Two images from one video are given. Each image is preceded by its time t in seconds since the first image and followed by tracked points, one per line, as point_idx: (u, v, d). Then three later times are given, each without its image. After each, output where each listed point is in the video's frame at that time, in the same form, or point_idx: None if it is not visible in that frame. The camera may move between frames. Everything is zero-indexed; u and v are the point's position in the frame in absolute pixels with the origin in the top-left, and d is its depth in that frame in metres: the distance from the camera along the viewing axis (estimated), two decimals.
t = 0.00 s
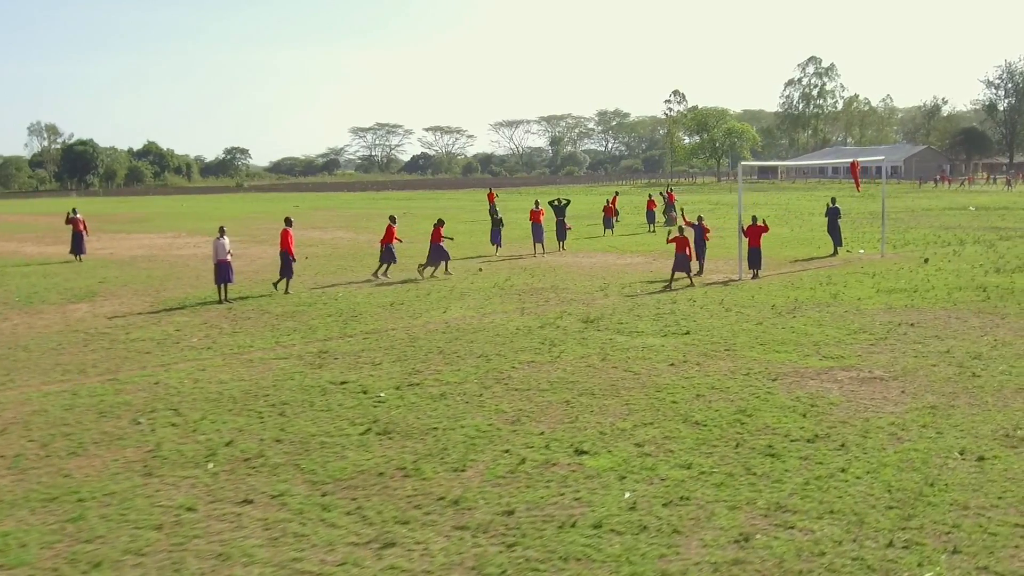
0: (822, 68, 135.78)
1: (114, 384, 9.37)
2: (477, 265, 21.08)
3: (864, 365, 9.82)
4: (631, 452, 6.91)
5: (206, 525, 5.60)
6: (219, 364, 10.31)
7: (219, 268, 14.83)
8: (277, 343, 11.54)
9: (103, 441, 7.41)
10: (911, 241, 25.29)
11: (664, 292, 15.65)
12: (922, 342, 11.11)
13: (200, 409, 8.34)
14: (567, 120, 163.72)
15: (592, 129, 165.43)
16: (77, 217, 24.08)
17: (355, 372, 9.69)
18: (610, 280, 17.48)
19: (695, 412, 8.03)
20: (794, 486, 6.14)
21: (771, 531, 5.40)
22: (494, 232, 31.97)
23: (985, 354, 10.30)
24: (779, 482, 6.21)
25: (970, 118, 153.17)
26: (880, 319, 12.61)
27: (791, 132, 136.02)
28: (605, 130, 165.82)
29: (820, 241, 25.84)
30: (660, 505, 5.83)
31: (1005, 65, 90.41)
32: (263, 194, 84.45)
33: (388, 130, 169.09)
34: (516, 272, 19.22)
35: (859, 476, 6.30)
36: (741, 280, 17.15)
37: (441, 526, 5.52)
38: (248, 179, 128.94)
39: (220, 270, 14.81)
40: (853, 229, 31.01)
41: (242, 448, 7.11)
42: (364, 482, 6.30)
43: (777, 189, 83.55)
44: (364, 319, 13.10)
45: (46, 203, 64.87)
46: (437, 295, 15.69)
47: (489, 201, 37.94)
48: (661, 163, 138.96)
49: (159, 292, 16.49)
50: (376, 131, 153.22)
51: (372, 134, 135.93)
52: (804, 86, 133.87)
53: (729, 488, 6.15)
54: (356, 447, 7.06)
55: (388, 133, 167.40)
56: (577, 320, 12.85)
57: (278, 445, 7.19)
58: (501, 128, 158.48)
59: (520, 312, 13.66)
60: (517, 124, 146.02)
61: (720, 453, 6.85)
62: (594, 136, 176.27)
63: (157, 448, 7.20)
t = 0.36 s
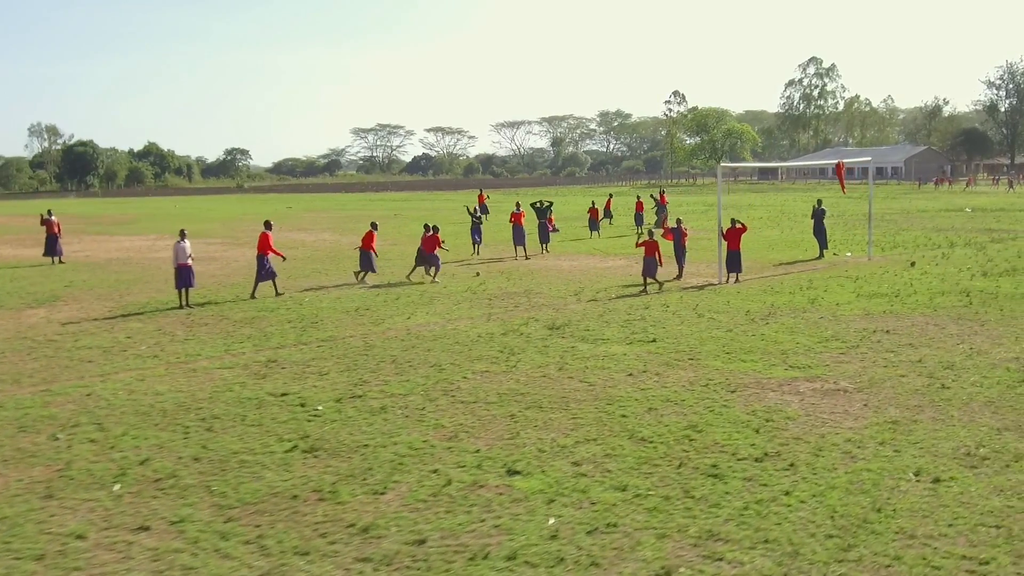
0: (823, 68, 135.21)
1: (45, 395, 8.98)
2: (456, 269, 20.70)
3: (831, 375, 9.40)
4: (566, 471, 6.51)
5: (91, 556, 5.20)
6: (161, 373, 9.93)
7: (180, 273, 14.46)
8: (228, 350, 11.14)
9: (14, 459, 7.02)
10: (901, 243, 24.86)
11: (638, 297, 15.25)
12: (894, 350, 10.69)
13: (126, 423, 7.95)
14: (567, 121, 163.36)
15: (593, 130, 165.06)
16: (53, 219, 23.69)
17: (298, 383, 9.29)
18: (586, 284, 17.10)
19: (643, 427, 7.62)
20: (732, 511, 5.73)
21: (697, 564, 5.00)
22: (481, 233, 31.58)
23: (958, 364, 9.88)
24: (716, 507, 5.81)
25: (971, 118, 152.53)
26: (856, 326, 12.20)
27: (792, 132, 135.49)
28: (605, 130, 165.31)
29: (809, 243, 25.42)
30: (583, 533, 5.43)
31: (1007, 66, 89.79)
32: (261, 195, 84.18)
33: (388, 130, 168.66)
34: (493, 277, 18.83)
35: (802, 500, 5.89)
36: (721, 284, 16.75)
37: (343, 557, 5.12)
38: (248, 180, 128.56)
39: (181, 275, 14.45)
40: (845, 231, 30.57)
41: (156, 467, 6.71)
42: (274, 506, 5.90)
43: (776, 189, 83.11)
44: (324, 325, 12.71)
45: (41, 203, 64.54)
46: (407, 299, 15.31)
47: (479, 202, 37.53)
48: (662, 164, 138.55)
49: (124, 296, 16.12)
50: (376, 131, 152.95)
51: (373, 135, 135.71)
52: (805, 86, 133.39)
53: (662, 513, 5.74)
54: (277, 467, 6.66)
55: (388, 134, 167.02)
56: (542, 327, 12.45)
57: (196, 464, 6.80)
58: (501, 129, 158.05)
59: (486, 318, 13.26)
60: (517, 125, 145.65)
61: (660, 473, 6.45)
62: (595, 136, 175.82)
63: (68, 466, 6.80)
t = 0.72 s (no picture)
0: (826, 68, 134.60)
1: None
2: (432, 273, 20.27)
3: (793, 386, 8.96)
4: (489, 496, 6.07)
5: None
6: (95, 383, 9.50)
7: (136, 277, 14.00)
8: (172, 358, 10.71)
9: None
10: (892, 245, 24.41)
11: (609, 301, 14.83)
12: (865, 359, 10.25)
13: (39, 440, 7.52)
14: (569, 121, 162.98)
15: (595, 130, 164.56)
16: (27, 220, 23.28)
17: (233, 395, 8.86)
18: (561, 288, 16.68)
19: (584, 444, 7.19)
20: (657, 542, 5.30)
21: None
22: (467, 234, 31.17)
23: (929, 375, 9.44)
24: (641, 538, 5.37)
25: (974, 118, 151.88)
26: (829, 332, 11.75)
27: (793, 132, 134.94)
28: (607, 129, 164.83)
29: (797, 245, 24.97)
30: (492, 568, 4.99)
31: (1009, 65, 89.13)
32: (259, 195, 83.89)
33: (389, 130, 168.27)
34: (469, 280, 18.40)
35: (736, 529, 5.45)
36: (699, 288, 16.34)
37: None
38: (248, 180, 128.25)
39: (138, 278, 13.99)
40: (836, 232, 30.10)
41: (54, 490, 6.28)
42: (166, 536, 5.47)
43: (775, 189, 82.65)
44: (279, 332, 12.28)
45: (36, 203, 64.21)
46: (373, 304, 14.88)
47: (468, 202, 37.09)
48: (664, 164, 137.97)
49: (85, 300, 15.70)
50: (378, 131, 152.60)
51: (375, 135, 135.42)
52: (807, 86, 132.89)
53: (583, 544, 5.31)
54: (183, 491, 6.23)
55: (389, 134, 166.64)
56: (504, 334, 12.02)
57: (99, 486, 6.37)
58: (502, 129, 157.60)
59: (448, 324, 12.82)
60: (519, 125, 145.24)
61: (589, 498, 6.01)
62: (597, 136, 175.31)
63: None
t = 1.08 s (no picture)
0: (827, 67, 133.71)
1: None
2: (407, 276, 19.82)
3: (750, 398, 8.52)
4: (399, 520, 5.63)
5: None
6: (22, 393, 9.08)
7: (90, 280, 13.60)
8: (111, 366, 10.29)
9: None
10: (880, 246, 23.93)
11: (579, 304, 14.40)
12: (831, 367, 9.80)
13: None
14: (570, 120, 162.43)
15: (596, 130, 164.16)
16: None
17: (160, 407, 8.43)
18: (533, 291, 16.24)
19: (516, 461, 6.75)
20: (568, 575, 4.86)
21: None
22: (453, 234, 30.72)
23: (895, 385, 8.99)
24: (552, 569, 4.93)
25: (976, 117, 151.10)
26: (799, 339, 11.29)
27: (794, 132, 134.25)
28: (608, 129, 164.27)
29: (784, 246, 24.49)
30: None
31: (1011, 64, 88.47)
32: (257, 195, 83.59)
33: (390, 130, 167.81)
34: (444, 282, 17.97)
35: (656, 559, 5.02)
36: (676, 290, 15.95)
37: None
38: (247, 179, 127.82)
39: (92, 282, 13.59)
40: (826, 233, 29.60)
41: None
42: (38, 568, 5.04)
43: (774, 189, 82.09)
44: (231, 338, 11.85)
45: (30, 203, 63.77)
46: (336, 307, 14.45)
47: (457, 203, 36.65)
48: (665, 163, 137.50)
49: (43, 303, 15.28)
50: (379, 130, 152.20)
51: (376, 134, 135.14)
52: (809, 85, 132.33)
53: None
54: (73, 515, 5.80)
55: (389, 133, 166.14)
56: (461, 339, 11.58)
57: None
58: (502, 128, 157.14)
59: (407, 328, 12.39)
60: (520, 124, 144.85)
61: (506, 524, 5.57)
62: (598, 136, 174.72)
63: None
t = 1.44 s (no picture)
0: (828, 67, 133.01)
1: None
2: (381, 281, 19.37)
3: (702, 413, 8.07)
4: (295, 553, 5.21)
5: None
6: None
7: (41, 285, 13.16)
8: (45, 377, 9.86)
9: None
10: (869, 249, 23.46)
11: (547, 310, 13.95)
12: (794, 378, 9.35)
13: None
14: (571, 120, 161.82)
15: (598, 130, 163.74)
16: None
17: (80, 423, 8.00)
18: (505, 295, 15.79)
19: (438, 483, 6.32)
20: None
21: None
22: (439, 236, 30.25)
23: (858, 398, 8.53)
24: None
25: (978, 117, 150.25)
26: (766, 348, 10.83)
27: (795, 132, 133.54)
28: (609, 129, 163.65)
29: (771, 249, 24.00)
30: None
31: (1013, 64, 87.76)
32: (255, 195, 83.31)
33: (391, 130, 167.26)
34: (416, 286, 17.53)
35: None
36: (652, 294, 15.53)
37: None
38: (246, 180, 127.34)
39: (43, 287, 13.14)
40: (818, 235, 29.07)
41: None
42: None
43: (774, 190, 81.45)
44: (179, 346, 11.43)
45: (23, 203, 63.32)
46: (297, 312, 14.02)
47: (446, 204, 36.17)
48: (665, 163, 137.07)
49: None
50: (379, 130, 151.72)
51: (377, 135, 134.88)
52: (809, 85, 131.73)
53: None
54: None
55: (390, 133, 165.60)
56: (416, 347, 11.15)
57: None
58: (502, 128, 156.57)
59: (364, 336, 11.95)
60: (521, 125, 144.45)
61: (409, 557, 5.13)
62: (599, 137, 174.07)
63: None
